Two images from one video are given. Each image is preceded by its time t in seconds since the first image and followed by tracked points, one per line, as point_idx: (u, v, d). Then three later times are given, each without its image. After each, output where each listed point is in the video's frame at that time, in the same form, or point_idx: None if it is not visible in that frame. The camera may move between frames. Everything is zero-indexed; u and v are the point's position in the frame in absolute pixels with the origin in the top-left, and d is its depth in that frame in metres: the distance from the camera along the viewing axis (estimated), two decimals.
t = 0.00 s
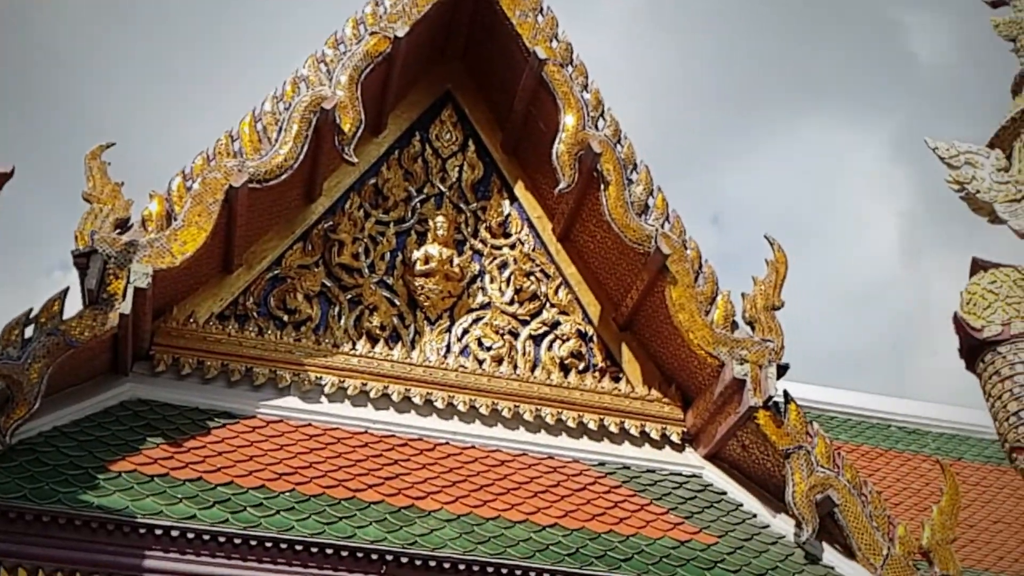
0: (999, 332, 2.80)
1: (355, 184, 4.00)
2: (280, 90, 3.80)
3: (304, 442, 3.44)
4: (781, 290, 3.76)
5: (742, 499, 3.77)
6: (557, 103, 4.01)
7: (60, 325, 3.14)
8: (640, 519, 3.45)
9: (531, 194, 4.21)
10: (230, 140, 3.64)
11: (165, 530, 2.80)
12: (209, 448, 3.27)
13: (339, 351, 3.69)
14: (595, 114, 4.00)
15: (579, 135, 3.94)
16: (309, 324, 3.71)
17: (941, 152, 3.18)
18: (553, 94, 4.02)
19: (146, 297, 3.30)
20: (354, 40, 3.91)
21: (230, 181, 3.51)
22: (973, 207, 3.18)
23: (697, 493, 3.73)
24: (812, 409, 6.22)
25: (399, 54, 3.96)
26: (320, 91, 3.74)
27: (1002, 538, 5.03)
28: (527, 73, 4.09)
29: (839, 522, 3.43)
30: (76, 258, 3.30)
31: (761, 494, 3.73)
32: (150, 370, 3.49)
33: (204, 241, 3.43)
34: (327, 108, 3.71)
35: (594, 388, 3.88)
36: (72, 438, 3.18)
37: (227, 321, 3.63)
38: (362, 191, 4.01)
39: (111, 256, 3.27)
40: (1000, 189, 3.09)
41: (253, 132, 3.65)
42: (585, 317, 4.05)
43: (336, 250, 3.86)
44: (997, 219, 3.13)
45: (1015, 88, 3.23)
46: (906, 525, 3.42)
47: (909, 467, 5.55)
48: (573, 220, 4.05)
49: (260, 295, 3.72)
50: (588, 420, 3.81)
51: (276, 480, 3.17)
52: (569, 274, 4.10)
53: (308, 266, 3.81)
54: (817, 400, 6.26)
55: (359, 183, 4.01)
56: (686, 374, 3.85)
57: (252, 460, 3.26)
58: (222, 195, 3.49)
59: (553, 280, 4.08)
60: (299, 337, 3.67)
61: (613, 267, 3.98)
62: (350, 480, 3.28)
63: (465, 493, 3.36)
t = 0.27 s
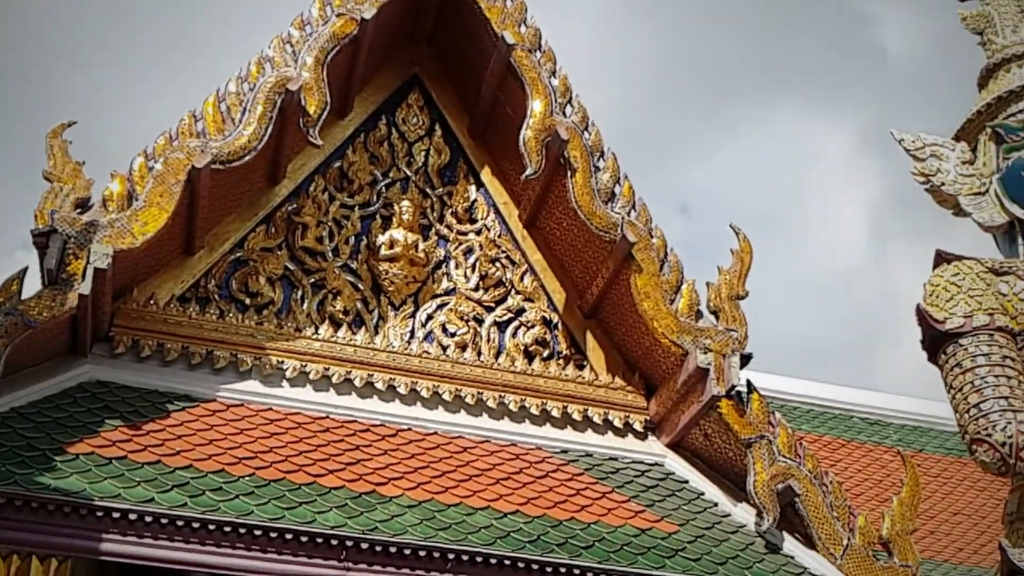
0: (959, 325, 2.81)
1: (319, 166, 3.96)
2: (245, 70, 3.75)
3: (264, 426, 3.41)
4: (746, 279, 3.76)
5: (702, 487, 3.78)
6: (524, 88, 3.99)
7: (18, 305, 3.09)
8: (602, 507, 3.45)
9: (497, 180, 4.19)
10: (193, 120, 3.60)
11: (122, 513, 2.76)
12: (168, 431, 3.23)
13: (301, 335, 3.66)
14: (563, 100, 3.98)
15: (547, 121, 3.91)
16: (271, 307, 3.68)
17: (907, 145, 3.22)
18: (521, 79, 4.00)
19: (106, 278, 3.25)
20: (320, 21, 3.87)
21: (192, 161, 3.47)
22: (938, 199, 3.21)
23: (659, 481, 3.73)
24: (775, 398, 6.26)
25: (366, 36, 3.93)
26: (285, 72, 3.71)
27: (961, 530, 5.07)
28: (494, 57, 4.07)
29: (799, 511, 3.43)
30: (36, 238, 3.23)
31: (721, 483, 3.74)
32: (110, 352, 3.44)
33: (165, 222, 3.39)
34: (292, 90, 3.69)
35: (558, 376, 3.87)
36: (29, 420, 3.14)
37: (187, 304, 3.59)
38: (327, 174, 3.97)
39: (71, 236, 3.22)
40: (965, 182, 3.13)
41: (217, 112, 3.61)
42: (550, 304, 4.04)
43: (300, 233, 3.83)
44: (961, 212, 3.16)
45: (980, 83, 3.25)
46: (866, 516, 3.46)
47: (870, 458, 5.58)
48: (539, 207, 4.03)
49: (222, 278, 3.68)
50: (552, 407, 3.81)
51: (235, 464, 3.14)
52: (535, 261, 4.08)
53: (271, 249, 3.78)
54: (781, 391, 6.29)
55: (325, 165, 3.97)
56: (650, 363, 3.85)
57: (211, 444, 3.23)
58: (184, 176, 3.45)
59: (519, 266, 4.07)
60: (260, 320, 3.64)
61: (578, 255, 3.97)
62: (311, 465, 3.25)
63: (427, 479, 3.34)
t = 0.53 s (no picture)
0: (928, 321, 2.83)
1: (293, 152, 3.94)
2: (218, 54, 3.73)
3: (233, 413, 3.39)
4: (718, 272, 3.78)
5: (671, 479, 3.80)
6: (500, 78, 3.98)
7: None
8: (571, 497, 3.45)
9: (472, 169, 4.18)
10: (165, 103, 3.58)
11: (89, 497, 2.73)
12: (136, 416, 3.21)
13: (272, 321, 3.64)
14: (539, 91, 3.97)
15: (522, 111, 3.90)
16: (243, 293, 3.66)
17: (881, 140, 3.23)
18: (497, 68, 3.99)
19: (77, 261, 3.19)
20: (295, 6, 3.85)
21: (164, 145, 3.44)
22: (910, 195, 3.23)
23: (629, 473, 3.75)
24: (745, 392, 6.30)
25: (342, 22, 3.90)
26: (260, 57, 3.68)
27: (927, 525, 5.11)
28: (470, 46, 4.06)
29: (768, 504, 3.45)
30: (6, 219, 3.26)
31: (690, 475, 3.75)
32: (78, 336, 3.41)
33: (136, 205, 3.35)
34: (266, 75, 3.65)
35: (530, 366, 3.87)
36: None
37: (158, 289, 3.56)
38: (301, 160, 3.95)
39: (40, 218, 3.19)
40: (937, 178, 3.14)
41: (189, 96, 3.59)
42: (523, 295, 4.04)
43: (272, 219, 3.81)
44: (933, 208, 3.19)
45: (954, 80, 3.27)
46: (834, 509, 3.48)
47: (839, 453, 5.62)
48: (513, 197, 4.03)
49: (193, 263, 3.65)
50: (523, 397, 3.81)
51: (203, 450, 3.13)
52: (508, 251, 4.08)
53: (243, 234, 3.76)
54: (752, 385, 6.32)
55: (298, 151, 3.95)
56: (621, 354, 3.86)
57: (179, 430, 3.21)
58: (156, 159, 3.42)
59: (492, 256, 4.07)
60: (231, 306, 3.62)
61: (552, 245, 3.97)
62: (280, 452, 3.24)
63: (396, 468, 3.34)
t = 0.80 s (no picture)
0: (893, 315, 2.87)
1: (261, 137, 3.90)
2: (187, 37, 3.68)
3: (197, 399, 3.36)
4: (686, 265, 3.77)
5: (636, 469, 3.80)
6: (472, 67, 3.96)
7: None
8: (536, 488, 3.45)
9: (442, 157, 4.17)
10: (131, 85, 3.53)
11: (47, 483, 2.70)
12: (97, 401, 3.17)
13: (237, 308, 3.61)
14: (510, 81, 3.96)
15: (493, 101, 3.89)
16: (207, 279, 3.63)
17: (848, 137, 3.24)
18: (468, 57, 3.98)
19: (38, 244, 3.15)
20: None
21: (129, 128, 3.40)
22: (875, 191, 3.24)
23: (594, 464, 3.75)
24: (711, 384, 6.33)
25: (312, 7, 3.87)
26: (228, 40, 3.64)
27: (888, 519, 5.16)
28: (441, 34, 4.04)
29: (731, 496, 3.47)
30: None
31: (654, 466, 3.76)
32: (40, 320, 3.37)
33: (101, 188, 3.32)
34: (234, 58, 3.62)
35: (497, 356, 3.87)
36: None
37: (121, 273, 3.52)
38: (268, 145, 3.91)
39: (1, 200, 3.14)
40: (902, 175, 3.16)
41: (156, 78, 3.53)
42: (491, 285, 4.03)
43: (238, 204, 3.78)
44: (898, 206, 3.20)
45: (920, 79, 3.31)
46: (795, 502, 3.50)
47: (802, 447, 5.65)
48: (482, 186, 4.02)
49: (157, 248, 3.62)
50: (490, 387, 3.81)
51: (166, 437, 3.10)
52: (477, 241, 4.06)
53: (209, 219, 3.72)
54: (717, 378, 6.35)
55: (266, 137, 3.92)
56: (589, 346, 3.87)
57: (141, 416, 3.18)
58: (121, 142, 3.38)
59: (461, 246, 4.05)
60: (195, 292, 3.59)
61: (521, 236, 3.96)
62: (244, 440, 3.22)
63: (361, 457, 3.32)
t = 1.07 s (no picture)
0: (847, 314, 2.90)
1: (219, 124, 3.87)
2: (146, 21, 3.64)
3: (149, 387, 3.33)
4: (645, 261, 3.78)
5: (592, 464, 3.81)
6: (434, 59, 3.95)
7: None
8: (491, 480, 3.45)
9: (403, 148, 4.15)
10: (89, 68, 3.48)
11: None
12: (48, 388, 3.13)
13: (192, 296, 3.58)
14: (473, 73, 3.94)
15: (455, 93, 3.89)
16: (162, 266, 3.59)
17: (807, 136, 3.29)
18: (431, 48, 3.96)
19: None
20: None
21: (86, 111, 3.35)
22: (832, 191, 3.27)
23: (550, 457, 3.76)
24: (668, 380, 6.36)
25: None
26: (188, 25, 3.59)
27: (840, 516, 5.20)
28: (404, 24, 4.02)
29: (685, 492, 3.49)
30: None
31: (609, 460, 3.77)
32: None
33: (55, 171, 3.27)
34: (193, 43, 3.55)
35: (455, 349, 3.86)
36: None
37: (75, 259, 3.47)
38: (227, 132, 3.88)
39: None
40: (860, 175, 3.21)
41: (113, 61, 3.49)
42: (450, 277, 4.02)
43: (195, 191, 3.74)
44: (855, 205, 3.23)
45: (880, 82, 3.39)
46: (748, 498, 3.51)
47: (756, 443, 5.70)
48: (443, 178, 4.00)
49: (113, 233, 3.57)
50: (447, 380, 3.80)
51: (118, 425, 3.06)
52: (437, 233, 4.05)
53: (164, 206, 3.68)
54: (673, 373, 6.39)
55: (224, 124, 3.88)
56: (547, 340, 3.87)
57: (92, 403, 3.14)
58: (77, 125, 3.33)
59: (421, 238, 4.04)
60: (150, 279, 3.55)
61: (481, 229, 3.95)
62: (196, 429, 3.19)
63: (316, 448, 3.30)
